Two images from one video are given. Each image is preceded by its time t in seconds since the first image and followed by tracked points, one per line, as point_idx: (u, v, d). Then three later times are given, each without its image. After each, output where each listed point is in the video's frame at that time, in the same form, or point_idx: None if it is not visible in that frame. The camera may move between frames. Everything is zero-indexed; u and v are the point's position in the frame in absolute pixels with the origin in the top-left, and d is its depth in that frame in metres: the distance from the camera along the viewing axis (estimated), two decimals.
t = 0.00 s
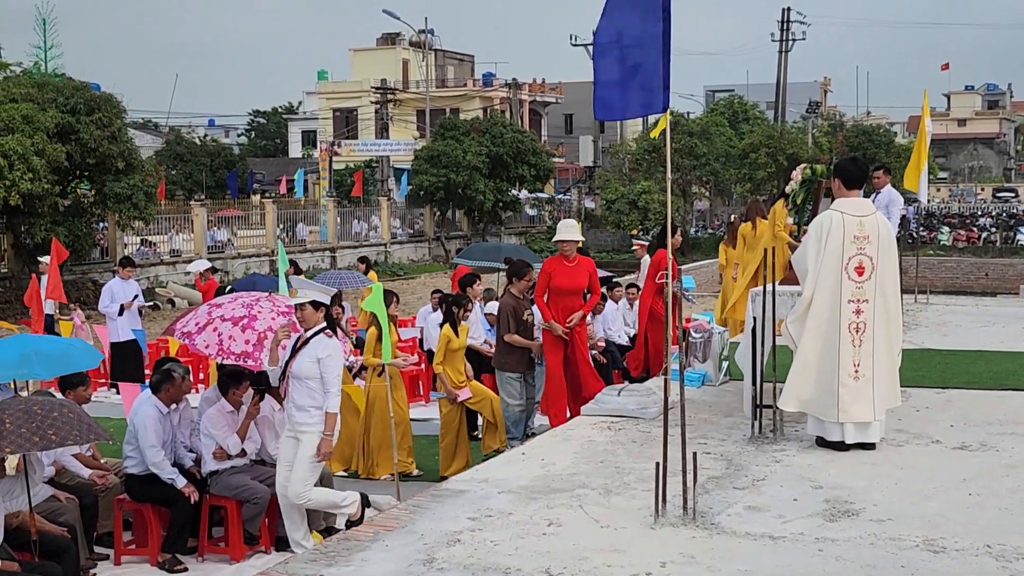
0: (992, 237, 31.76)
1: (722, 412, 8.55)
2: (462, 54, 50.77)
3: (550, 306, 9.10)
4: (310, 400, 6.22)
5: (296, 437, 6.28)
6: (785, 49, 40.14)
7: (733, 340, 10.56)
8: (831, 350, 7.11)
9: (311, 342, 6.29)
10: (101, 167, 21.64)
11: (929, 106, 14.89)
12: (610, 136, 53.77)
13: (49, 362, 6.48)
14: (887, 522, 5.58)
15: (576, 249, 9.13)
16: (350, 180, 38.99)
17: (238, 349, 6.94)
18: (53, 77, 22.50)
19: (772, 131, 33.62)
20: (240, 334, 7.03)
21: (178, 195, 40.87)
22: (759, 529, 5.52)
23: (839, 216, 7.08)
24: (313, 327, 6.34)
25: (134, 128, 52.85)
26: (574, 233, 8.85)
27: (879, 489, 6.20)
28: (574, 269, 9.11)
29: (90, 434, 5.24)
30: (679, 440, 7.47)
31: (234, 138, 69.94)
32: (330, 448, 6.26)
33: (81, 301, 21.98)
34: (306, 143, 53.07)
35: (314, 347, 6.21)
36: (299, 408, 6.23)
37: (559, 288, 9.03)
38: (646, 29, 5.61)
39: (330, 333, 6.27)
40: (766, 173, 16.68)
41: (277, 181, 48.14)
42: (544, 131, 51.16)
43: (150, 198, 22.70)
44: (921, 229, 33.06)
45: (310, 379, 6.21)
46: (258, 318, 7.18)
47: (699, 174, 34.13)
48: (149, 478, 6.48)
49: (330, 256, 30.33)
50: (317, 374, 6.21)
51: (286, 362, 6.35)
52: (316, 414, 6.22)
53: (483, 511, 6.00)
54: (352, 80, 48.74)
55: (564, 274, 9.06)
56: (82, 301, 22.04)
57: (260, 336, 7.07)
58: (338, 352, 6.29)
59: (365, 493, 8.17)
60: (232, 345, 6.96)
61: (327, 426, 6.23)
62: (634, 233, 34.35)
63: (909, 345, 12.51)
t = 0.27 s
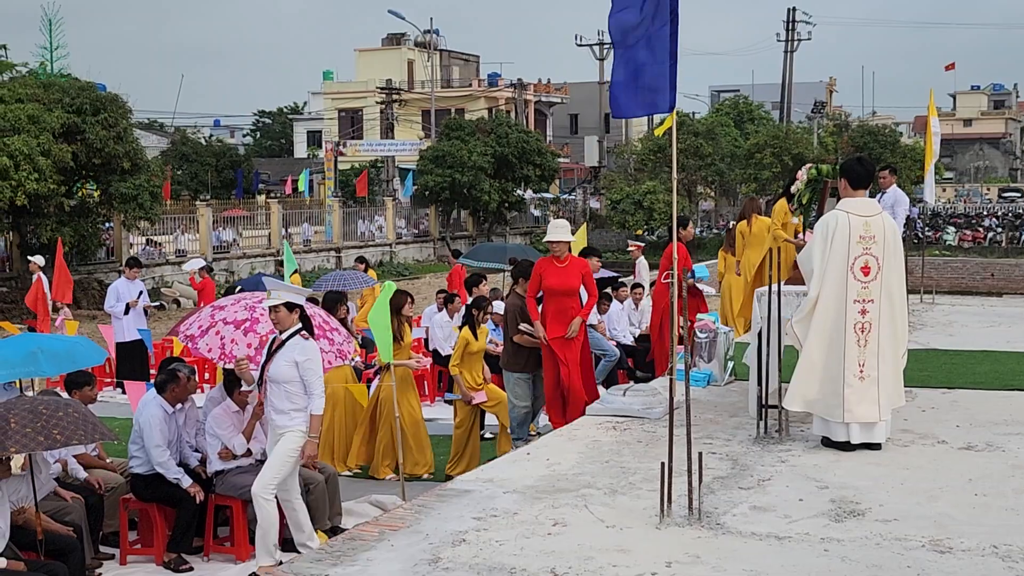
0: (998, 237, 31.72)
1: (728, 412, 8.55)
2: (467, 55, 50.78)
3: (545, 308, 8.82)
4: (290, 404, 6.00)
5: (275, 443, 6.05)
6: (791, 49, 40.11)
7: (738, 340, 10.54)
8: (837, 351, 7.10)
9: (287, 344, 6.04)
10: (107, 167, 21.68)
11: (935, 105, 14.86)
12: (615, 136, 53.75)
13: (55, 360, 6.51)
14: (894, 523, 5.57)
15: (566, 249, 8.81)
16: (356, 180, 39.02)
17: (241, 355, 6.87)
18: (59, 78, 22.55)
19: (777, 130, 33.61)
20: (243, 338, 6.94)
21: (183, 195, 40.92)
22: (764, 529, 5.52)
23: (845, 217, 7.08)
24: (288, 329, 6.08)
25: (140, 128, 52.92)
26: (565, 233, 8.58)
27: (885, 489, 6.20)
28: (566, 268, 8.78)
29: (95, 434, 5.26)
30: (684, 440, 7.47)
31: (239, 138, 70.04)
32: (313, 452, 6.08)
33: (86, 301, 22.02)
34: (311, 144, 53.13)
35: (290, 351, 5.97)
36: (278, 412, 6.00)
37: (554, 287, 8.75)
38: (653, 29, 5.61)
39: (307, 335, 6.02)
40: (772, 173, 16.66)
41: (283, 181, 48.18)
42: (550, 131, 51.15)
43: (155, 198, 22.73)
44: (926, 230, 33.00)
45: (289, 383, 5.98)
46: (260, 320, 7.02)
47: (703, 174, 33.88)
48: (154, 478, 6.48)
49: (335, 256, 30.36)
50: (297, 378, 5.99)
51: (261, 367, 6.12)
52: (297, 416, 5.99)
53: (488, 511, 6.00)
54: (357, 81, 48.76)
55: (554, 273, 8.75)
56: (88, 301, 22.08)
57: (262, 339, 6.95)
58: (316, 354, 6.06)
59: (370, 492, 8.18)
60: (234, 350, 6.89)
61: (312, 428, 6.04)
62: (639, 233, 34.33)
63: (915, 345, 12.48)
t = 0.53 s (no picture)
0: (1005, 238, 31.67)
1: (734, 413, 8.54)
2: (473, 55, 50.80)
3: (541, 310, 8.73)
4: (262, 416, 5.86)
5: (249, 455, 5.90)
6: (797, 49, 40.07)
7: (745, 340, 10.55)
8: (843, 351, 7.09)
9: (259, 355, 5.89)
10: (113, 168, 21.72)
11: (941, 106, 14.84)
12: (622, 137, 53.74)
13: (64, 362, 6.52)
14: (901, 523, 5.56)
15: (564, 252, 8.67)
16: (362, 180, 39.06)
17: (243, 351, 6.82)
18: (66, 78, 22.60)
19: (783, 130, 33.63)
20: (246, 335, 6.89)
21: (190, 195, 40.98)
22: (771, 529, 5.51)
23: (852, 216, 7.06)
24: (260, 340, 5.93)
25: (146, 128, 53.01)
26: (561, 236, 8.46)
27: (892, 490, 6.19)
28: (561, 272, 8.62)
29: (100, 436, 5.26)
30: (690, 440, 7.46)
31: (246, 139, 70.16)
32: (283, 466, 5.84)
33: (93, 301, 22.06)
34: (317, 144, 53.18)
35: (260, 361, 5.83)
36: (250, 424, 5.86)
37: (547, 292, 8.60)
38: (658, 30, 5.61)
39: (276, 345, 5.85)
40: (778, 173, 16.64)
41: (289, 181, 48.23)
42: (556, 131, 51.15)
43: (162, 198, 22.77)
44: (933, 230, 32.93)
45: (258, 395, 5.84)
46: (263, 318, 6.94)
47: (710, 174, 33.89)
48: (160, 478, 6.50)
49: (341, 256, 30.39)
50: (266, 389, 5.84)
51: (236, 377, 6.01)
52: (268, 428, 5.86)
53: (494, 511, 6.00)
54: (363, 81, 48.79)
55: (549, 276, 8.62)
56: (95, 301, 22.12)
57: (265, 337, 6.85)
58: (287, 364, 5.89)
59: (376, 492, 8.18)
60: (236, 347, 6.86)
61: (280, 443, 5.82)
62: (645, 233, 34.31)
63: (922, 345, 12.46)
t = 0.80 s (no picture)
0: (1013, 238, 31.62)
1: (741, 413, 8.53)
2: (480, 56, 50.81)
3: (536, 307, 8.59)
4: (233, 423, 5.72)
5: (223, 463, 5.74)
6: (805, 50, 40.01)
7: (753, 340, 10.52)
8: (851, 352, 7.07)
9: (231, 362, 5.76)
10: (121, 169, 21.78)
11: (949, 106, 14.79)
12: (628, 137, 53.71)
13: (71, 364, 6.54)
14: (908, 524, 5.55)
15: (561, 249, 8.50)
16: (369, 181, 39.11)
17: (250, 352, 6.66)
18: (74, 79, 22.67)
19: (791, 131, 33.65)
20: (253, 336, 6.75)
21: (197, 196, 41.05)
22: (777, 530, 5.50)
23: (860, 217, 7.06)
24: (232, 345, 5.81)
25: (154, 129, 53.11)
26: (556, 233, 8.29)
27: (899, 490, 6.18)
28: (556, 269, 8.47)
29: (107, 439, 5.28)
30: (697, 441, 7.46)
31: (253, 140, 70.29)
32: (243, 472, 5.61)
33: (101, 301, 22.12)
34: (324, 145, 53.24)
35: (232, 366, 5.70)
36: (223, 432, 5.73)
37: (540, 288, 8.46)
38: (666, 28, 5.60)
39: (247, 349, 5.71)
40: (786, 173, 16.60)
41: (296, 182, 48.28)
42: (562, 132, 51.14)
43: (169, 199, 22.83)
44: (941, 230, 32.84)
45: (229, 402, 5.70)
46: (272, 319, 6.86)
47: (717, 174, 33.87)
48: (167, 477, 6.50)
49: (348, 256, 30.43)
50: (237, 396, 5.69)
51: (213, 383, 5.90)
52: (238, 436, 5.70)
53: (501, 511, 6.00)
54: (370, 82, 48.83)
55: (545, 274, 8.48)
56: (102, 301, 22.17)
57: (273, 338, 6.76)
58: (258, 369, 5.72)
59: (383, 492, 8.18)
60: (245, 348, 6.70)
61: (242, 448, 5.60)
62: (652, 234, 34.29)
63: (929, 346, 12.43)
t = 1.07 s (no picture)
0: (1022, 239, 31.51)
1: (749, 414, 8.52)
2: (488, 57, 50.82)
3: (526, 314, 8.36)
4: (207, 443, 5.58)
5: (198, 483, 5.61)
6: (813, 50, 39.95)
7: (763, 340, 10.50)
8: (860, 352, 7.07)
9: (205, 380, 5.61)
10: (130, 169, 21.86)
11: (958, 105, 14.75)
12: (636, 138, 53.68)
13: (78, 366, 6.57)
14: (916, 525, 5.54)
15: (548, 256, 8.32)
16: (377, 182, 39.15)
17: (259, 353, 6.64)
18: (83, 80, 22.75)
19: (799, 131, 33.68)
20: (261, 337, 6.73)
21: (206, 196, 41.15)
22: (785, 531, 5.50)
23: (868, 217, 7.04)
24: (208, 363, 5.65)
25: (163, 129, 53.24)
26: (544, 240, 8.18)
27: (908, 491, 6.17)
28: (542, 276, 8.30)
29: (112, 443, 5.29)
30: (704, 442, 7.46)
31: (261, 140, 70.44)
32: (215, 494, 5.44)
33: (109, 301, 22.19)
34: (332, 146, 53.33)
35: (205, 386, 5.57)
36: (197, 452, 5.60)
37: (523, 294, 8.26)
38: (673, 30, 5.60)
39: (221, 369, 5.57)
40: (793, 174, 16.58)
41: (304, 183, 48.37)
42: (570, 132, 51.14)
43: (178, 200, 22.90)
44: (950, 231, 32.74)
45: (202, 420, 5.58)
46: (279, 319, 6.84)
47: (724, 175, 33.79)
48: (176, 478, 6.53)
49: (356, 257, 30.47)
50: (210, 415, 5.56)
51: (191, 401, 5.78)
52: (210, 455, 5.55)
53: (509, 512, 6.01)
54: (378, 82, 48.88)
55: (533, 282, 8.30)
56: (111, 301, 22.24)
57: (281, 338, 6.74)
58: (232, 389, 5.58)
59: (391, 492, 8.19)
60: (253, 349, 6.67)
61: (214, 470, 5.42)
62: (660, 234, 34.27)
63: (938, 347, 12.39)
